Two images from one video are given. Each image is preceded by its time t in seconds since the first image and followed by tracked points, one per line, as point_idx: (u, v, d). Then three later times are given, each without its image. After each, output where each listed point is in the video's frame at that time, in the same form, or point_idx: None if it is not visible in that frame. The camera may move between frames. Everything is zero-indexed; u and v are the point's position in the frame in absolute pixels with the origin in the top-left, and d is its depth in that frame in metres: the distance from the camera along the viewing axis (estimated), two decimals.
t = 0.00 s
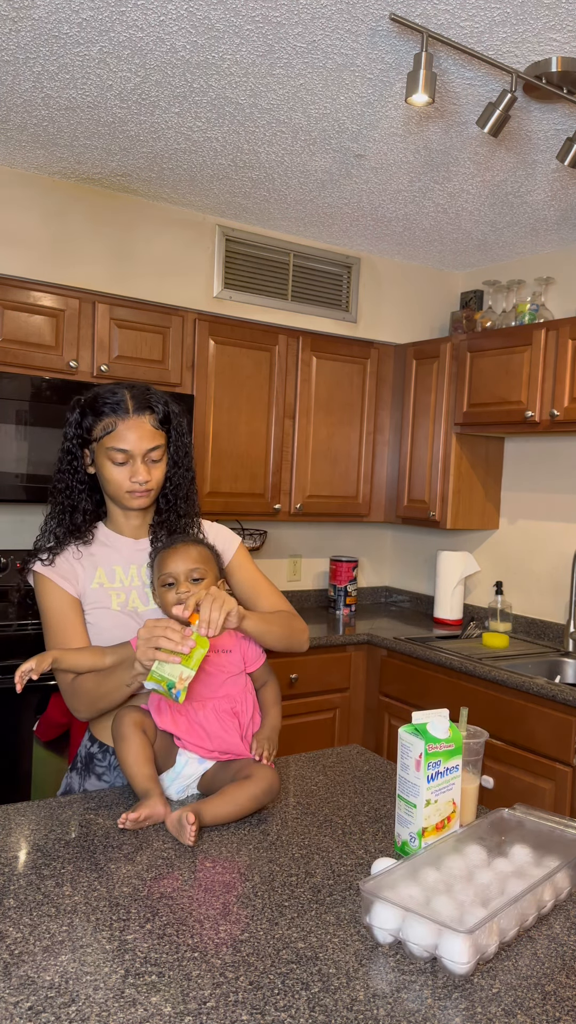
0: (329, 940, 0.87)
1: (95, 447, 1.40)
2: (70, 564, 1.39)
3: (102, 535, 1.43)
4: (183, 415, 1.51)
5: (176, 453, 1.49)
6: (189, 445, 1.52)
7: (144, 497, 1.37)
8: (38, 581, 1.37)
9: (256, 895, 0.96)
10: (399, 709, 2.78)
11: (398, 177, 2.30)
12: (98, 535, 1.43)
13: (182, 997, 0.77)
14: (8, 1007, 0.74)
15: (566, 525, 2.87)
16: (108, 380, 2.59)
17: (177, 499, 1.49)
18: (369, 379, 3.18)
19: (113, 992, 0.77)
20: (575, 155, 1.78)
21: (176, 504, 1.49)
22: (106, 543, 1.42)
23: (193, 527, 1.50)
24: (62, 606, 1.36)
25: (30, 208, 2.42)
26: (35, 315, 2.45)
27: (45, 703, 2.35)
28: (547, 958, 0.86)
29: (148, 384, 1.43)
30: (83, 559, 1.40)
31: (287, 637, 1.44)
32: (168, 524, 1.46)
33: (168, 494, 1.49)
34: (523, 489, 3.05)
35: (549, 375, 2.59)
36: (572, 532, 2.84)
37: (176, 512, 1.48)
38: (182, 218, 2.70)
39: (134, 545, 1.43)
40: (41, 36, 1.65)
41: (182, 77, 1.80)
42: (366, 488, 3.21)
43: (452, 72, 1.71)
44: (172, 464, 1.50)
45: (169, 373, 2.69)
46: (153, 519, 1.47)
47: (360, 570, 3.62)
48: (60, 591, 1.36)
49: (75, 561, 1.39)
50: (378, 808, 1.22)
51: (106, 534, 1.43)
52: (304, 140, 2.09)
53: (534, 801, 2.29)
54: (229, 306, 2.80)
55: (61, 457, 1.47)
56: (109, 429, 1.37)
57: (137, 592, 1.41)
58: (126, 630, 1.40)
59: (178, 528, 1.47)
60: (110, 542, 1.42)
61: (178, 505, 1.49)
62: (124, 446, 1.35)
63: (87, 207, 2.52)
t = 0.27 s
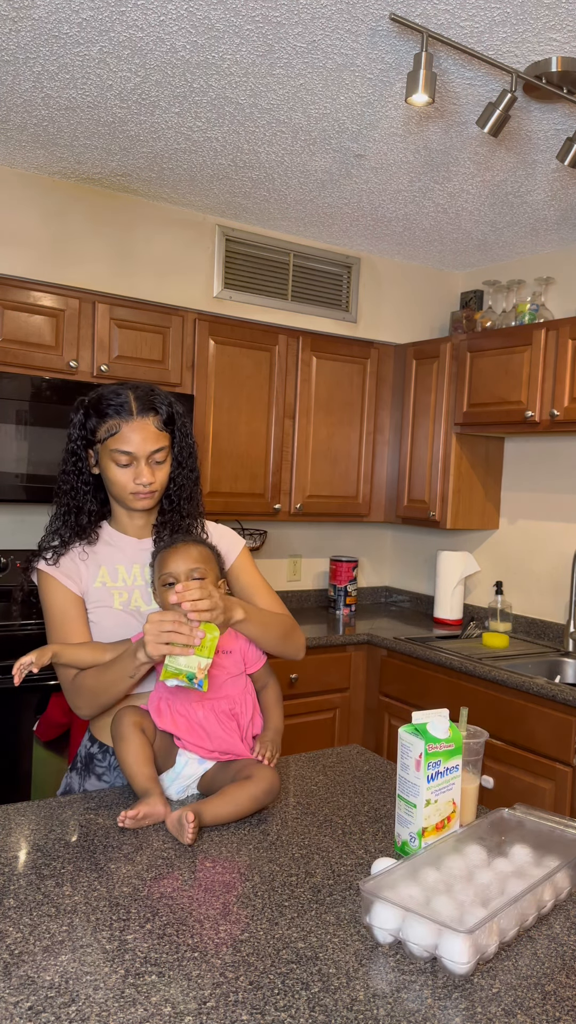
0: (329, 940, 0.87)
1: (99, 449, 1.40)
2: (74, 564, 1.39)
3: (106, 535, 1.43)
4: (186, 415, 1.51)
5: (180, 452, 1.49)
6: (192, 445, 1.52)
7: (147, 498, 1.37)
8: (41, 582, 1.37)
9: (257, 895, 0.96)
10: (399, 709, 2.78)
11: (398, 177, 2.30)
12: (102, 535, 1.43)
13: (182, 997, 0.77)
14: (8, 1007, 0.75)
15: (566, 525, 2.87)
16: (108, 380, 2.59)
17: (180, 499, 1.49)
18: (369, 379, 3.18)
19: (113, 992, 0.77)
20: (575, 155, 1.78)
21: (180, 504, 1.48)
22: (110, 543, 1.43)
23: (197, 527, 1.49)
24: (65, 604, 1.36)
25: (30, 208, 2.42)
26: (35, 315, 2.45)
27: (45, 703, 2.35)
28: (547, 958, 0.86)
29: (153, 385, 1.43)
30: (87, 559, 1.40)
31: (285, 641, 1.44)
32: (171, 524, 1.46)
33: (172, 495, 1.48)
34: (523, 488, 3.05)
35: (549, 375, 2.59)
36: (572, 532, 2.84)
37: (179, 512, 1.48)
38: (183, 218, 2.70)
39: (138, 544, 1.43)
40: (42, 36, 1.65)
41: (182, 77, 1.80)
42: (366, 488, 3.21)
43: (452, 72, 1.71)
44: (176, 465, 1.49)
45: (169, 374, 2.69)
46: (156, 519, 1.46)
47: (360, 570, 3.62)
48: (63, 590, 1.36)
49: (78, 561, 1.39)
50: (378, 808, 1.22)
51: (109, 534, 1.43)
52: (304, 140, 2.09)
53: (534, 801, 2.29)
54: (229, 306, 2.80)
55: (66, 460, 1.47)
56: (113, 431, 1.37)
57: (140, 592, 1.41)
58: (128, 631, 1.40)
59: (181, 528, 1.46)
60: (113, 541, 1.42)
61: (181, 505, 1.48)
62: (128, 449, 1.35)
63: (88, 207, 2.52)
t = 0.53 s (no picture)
0: (329, 940, 0.87)
1: (103, 451, 1.40)
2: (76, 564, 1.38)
3: (108, 535, 1.43)
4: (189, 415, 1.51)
5: (183, 456, 1.49)
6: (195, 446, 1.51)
7: (150, 499, 1.37)
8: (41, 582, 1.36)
9: (256, 895, 0.96)
10: (399, 709, 2.78)
11: (398, 177, 2.30)
12: (105, 534, 1.43)
13: (182, 997, 0.77)
14: (8, 1007, 0.75)
15: (566, 525, 2.87)
16: (108, 380, 2.59)
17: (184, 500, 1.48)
18: (369, 379, 3.18)
19: (113, 992, 0.77)
20: (575, 155, 1.78)
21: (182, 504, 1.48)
22: (112, 543, 1.43)
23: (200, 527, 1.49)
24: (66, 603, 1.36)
25: (30, 208, 2.42)
26: (35, 315, 2.45)
27: (45, 703, 2.35)
28: (547, 958, 0.86)
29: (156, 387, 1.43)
30: (88, 559, 1.40)
31: (286, 642, 1.43)
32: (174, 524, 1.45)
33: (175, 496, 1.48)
34: (523, 488, 3.05)
35: (549, 375, 2.59)
36: (572, 532, 2.84)
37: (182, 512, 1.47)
38: (183, 218, 2.70)
39: (140, 545, 1.43)
40: (42, 36, 1.65)
41: (182, 77, 1.79)
42: (366, 488, 3.21)
43: (452, 72, 1.71)
44: (179, 465, 1.49)
45: (169, 373, 2.69)
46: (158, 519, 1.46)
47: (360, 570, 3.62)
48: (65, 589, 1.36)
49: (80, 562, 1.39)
50: (378, 808, 1.22)
51: (111, 534, 1.44)
52: (304, 140, 2.09)
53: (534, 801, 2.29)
54: (229, 306, 2.80)
55: (69, 460, 1.46)
56: (117, 433, 1.37)
57: (142, 593, 1.42)
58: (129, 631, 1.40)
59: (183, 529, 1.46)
60: (115, 541, 1.43)
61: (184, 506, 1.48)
62: (131, 451, 1.35)
63: (88, 207, 2.52)
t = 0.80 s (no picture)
0: (329, 940, 0.87)
1: (106, 452, 1.39)
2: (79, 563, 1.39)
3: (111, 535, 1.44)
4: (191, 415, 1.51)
5: (186, 456, 1.49)
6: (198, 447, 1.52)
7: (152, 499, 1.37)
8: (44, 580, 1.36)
9: (257, 895, 0.96)
10: (399, 709, 2.78)
11: (398, 177, 2.30)
12: (108, 535, 1.44)
13: (182, 997, 0.77)
14: (8, 1007, 0.75)
15: (566, 525, 2.87)
16: (109, 380, 2.59)
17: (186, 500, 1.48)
18: (369, 379, 3.18)
19: (113, 992, 0.77)
20: (575, 155, 1.78)
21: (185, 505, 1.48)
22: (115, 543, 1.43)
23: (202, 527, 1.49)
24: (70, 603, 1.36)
25: (30, 208, 2.42)
26: (35, 315, 2.45)
27: (45, 703, 2.35)
28: (547, 958, 0.86)
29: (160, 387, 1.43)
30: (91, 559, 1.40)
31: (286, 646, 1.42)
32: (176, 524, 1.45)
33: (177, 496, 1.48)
34: (523, 488, 3.05)
35: (549, 375, 2.59)
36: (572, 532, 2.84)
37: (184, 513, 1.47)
38: (183, 218, 2.70)
39: (143, 545, 1.44)
40: (42, 36, 1.65)
41: (182, 77, 1.79)
42: (366, 488, 3.21)
43: (452, 72, 1.71)
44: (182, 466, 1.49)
45: (169, 373, 2.69)
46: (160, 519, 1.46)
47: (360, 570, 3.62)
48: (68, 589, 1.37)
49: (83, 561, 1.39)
50: (378, 808, 1.22)
51: (114, 534, 1.44)
52: (304, 140, 2.09)
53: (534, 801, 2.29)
54: (229, 306, 2.80)
55: (72, 461, 1.46)
56: (121, 434, 1.37)
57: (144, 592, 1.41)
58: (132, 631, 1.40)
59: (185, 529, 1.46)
60: (118, 542, 1.43)
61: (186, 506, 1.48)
62: (134, 451, 1.35)
63: (88, 207, 2.52)
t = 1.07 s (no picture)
0: (329, 940, 0.87)
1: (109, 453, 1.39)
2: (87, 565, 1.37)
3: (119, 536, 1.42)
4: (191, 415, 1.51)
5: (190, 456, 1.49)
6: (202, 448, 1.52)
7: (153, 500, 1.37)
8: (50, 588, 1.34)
9: (256, 895, 0.96)
10: (399, 709, 2.78)
11: (398, 177, 2.30)
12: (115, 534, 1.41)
13: (182, 997, 0.77)
14: (8, 1007, 0.75)
15: (566, 525, 2.87)
16: (109, 380, 2.59)
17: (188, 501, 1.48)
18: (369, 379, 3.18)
19: (113, 992, 0.77)
20: (575, 155, 1.78)
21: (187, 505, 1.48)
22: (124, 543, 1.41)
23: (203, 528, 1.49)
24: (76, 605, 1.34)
25: (30, 208, 2.42)
26: (35, 315, 2.45)
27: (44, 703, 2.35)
28: (547, 958, 0.86)
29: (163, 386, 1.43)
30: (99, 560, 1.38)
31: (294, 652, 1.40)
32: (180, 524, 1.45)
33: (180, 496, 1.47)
34: (523, 488, 3.05)
35: (549, 375, 2.59)
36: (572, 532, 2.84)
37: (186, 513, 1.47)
38: (183, 218, 2.70)
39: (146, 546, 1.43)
40: (42, 36, 1.65)
41: (182, 77, 1.79)
42: (366, 488, 3.21)
43: (452, 72, 1.71)
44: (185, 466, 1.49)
45: (169, 374, 2.69)
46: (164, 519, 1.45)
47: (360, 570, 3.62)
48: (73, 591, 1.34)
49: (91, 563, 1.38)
50: (378, 808, 1.22)
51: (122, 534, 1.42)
52: (304, 140, 2.09)
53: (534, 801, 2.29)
54: (229, 306, 2.80)
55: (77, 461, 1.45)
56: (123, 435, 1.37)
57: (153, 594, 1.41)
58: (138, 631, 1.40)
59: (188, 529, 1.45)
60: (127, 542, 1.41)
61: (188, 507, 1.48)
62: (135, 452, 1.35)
63: (89, 207, 2.52)
